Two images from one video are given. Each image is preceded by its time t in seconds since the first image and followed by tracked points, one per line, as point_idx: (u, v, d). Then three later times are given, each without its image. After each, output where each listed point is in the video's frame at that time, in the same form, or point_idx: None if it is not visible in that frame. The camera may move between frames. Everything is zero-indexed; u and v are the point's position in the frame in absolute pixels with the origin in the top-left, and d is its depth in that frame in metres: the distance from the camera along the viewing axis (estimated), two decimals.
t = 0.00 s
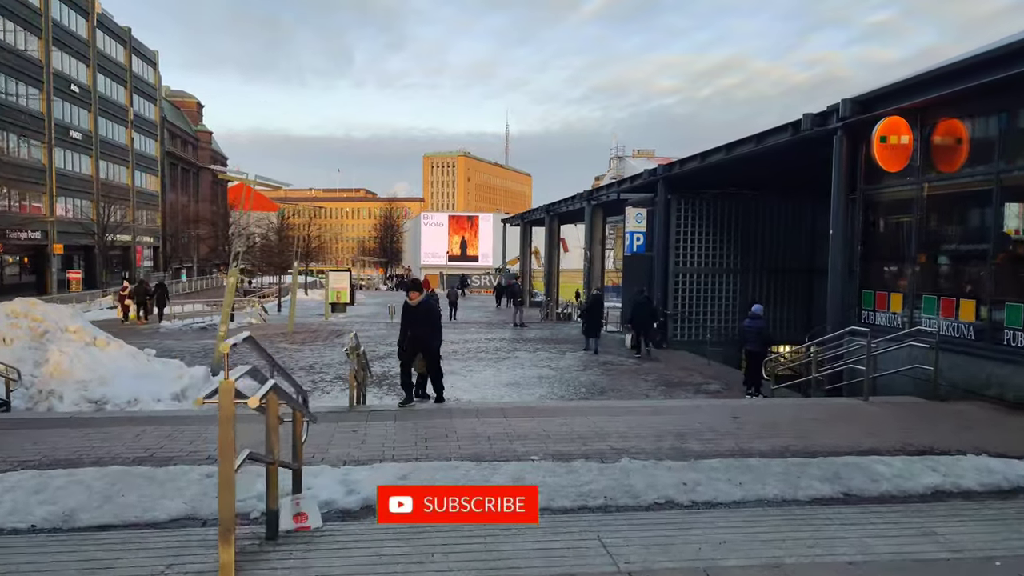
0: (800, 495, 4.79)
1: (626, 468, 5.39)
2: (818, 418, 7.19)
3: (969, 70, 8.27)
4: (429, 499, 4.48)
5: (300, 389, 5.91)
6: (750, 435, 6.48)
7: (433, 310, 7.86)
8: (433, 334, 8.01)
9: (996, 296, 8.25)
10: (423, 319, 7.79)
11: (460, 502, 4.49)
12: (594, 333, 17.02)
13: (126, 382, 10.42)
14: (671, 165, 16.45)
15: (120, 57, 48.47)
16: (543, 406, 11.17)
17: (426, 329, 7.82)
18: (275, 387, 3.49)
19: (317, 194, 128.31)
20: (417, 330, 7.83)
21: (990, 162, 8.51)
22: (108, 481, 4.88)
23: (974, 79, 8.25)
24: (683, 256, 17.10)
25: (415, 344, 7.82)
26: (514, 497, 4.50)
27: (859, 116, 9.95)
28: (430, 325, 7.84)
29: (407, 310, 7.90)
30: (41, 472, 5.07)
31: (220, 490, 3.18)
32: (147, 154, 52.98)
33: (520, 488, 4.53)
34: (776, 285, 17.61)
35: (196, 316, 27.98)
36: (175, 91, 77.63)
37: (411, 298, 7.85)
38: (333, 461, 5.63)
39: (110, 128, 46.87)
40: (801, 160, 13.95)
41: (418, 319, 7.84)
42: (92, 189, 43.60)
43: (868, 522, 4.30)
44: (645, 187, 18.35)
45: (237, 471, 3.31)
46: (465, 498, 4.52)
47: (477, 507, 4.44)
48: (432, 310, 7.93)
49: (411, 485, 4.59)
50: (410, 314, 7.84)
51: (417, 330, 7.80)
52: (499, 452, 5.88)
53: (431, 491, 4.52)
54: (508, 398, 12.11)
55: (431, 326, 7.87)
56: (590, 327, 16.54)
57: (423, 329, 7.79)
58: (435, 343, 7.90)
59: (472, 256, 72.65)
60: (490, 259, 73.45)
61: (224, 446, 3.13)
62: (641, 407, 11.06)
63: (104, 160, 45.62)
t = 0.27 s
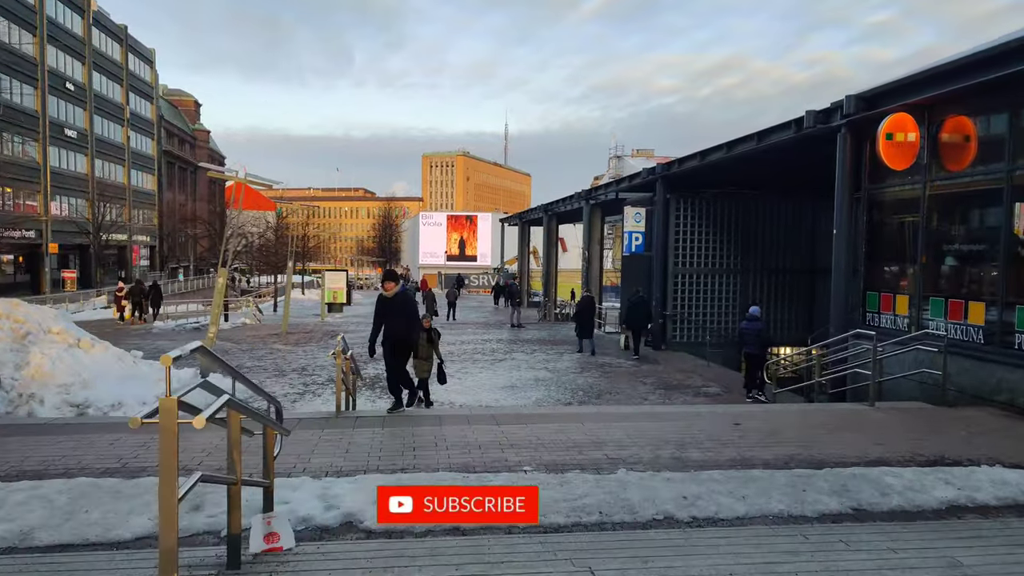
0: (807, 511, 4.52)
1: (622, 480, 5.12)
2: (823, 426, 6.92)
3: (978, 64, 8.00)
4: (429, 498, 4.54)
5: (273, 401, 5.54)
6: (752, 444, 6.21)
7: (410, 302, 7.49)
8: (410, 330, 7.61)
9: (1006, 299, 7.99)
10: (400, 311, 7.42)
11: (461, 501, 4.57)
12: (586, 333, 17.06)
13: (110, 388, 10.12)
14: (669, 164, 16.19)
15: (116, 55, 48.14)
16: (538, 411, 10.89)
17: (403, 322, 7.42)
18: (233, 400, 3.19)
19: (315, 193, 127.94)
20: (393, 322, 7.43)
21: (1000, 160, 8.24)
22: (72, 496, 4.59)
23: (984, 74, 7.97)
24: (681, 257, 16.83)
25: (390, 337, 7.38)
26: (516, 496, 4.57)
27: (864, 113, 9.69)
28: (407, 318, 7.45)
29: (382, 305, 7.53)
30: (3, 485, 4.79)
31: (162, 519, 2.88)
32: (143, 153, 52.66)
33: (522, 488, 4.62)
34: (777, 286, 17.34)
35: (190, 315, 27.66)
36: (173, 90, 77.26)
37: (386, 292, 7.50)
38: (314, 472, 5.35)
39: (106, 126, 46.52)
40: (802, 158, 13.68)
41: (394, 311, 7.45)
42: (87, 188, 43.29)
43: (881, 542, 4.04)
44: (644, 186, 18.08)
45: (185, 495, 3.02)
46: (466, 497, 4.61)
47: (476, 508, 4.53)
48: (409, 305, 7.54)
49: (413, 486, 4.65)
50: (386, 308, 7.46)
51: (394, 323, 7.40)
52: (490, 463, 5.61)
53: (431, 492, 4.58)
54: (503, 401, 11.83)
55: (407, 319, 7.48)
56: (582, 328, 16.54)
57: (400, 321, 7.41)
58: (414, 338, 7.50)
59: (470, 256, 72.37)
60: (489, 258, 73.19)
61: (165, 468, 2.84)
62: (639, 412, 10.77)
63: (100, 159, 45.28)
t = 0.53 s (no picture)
0: (819, 525, 4.24)
1: (621, 490, 4.83)
2: (830, 431, 6.63)
3: (991, 54, 7.71)
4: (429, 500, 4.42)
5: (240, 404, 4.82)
6: (757, 451, 5.92)
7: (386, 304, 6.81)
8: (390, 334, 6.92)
9: (1020, 297, 7.70)
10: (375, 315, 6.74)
11: (462, 502, 4.45)
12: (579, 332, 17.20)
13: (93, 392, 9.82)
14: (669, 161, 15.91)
15: (113, 52, 47.82)
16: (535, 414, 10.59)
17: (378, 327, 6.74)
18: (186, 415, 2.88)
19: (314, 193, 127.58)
20: (368, 327, 6.75)
21: (1012, 154, 7.96)
22: (35, 509, 4.31)
23: (997, 64, 7.68)
24: (682, 255, 16.57)
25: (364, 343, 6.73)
26: (515, 497, 4.49)
27: (871, 106, 9.40)
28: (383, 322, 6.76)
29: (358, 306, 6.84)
30: None
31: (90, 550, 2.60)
32: (140, 152, 52.33)
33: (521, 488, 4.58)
34: (780, 285, 17.06)
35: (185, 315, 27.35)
36: (171, 88, 76.91)
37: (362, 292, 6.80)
38: (296, 482, 5.05)
39: (103, 125, 46.18)
40: (806, 154, 13.39)
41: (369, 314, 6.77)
42: (84, 186, 43.00)
43: (899, 562, 3.76)
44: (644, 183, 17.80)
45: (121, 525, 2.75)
46: (466, 498, 4.50)
47: (477, 508, 4.41)
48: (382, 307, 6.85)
49: (413, 486, 4.56)
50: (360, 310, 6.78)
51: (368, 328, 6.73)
52: (481, 472, 5.32)
53: (431, 493, 4.48)
54: (500, 403, 11.53)
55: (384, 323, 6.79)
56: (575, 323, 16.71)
57: (376, 326, 6.72)
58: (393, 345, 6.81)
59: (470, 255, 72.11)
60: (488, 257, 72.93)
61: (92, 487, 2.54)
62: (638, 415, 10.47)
63: (96, 157, 44.97)
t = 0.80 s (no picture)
0: (828, 542, 3.96)
1: (617, 502, 4.55)
2: (836, 436, 6.35)
3: (1002, 44, 7.44)
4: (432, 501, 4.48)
5: (202, 418, 4.54)
6: (761, 459, 5.63)
7: (360, 303, 6.41)
8: (361, 335, 6.55)
9: None
10: (347, 315, 6.33)
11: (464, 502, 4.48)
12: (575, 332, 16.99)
13: (76, 394, 9.58)
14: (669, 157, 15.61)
15: (109, 49, 47.49)
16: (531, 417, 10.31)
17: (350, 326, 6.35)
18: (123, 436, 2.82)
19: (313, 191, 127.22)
20: (338, 327, 6.35)
21: None
22: None
23: (1008, 54, 7.41)
24: (682, 253, 16.28)
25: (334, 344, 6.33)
26: (516, 497, 4.51)
27: (877, 99, 9.13)
28: (355, 322, 6.36)
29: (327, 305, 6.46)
30: None
31: None
32: (137, 149, 52.03)
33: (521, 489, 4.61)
34: (781, 284, 16.79)
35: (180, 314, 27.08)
36: (168, 86, 76.49)
37: (333, 290, 6.43)
38: (274, 494, 4.76)
39: (99, 122, 45.87)
40: (808, 150, 13.09)
41: (340, 313, 6.36)
42: (79, 184, 42.72)
43: None
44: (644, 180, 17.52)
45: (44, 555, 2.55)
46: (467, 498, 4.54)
47: (477, 507, 4.41)
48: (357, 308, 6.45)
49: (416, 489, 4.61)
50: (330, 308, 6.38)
51: (339, 328, 6.33)
52: (469, 483, 5.04)
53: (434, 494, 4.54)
54: (495, 405, 11.25)
55: (356, 323, 6.40)
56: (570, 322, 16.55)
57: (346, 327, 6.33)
58: (364, 347, 6.43)
59: (469, 253, 71.78)
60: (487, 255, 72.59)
61: None
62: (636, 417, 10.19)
63: (92, 155, 44.66)
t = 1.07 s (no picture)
0: (840, 565, 3.68)
1: (612, 520, 4.27)
2: (843, 444, 6.07)
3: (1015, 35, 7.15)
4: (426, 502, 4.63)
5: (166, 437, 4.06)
6: (765, 471, 5.35)
7: (325, 311, 5.93)
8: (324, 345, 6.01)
9: None
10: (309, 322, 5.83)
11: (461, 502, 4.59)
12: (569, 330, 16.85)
13: (59, 397, 9.31)
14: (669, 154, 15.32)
15: (105, 46, 47.15)
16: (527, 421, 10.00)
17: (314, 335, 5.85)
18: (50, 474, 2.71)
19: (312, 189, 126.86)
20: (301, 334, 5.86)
21: None
22: None
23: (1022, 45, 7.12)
24: (682, 251, 16.01)
25: (296, 351, 5.84)
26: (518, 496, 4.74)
27: (884, 93, 8.83)
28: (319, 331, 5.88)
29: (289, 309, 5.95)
30: None
31: None
32: (134, 147, 51.73)
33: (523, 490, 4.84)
34: (783, 282, 16.52)
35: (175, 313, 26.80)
36: (167, 83, 76.13)
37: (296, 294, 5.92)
38: (247, 509, 4.47)
39: (95, 120, 45.55)
40: (811, 146, 12.81)
41: (304, 321, 5.87)
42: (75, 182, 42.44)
43: None
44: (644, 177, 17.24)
45: None
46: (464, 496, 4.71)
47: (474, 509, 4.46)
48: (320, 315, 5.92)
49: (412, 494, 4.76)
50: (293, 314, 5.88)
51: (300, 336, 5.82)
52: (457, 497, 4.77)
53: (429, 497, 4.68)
54: (491, 408, 10.96)
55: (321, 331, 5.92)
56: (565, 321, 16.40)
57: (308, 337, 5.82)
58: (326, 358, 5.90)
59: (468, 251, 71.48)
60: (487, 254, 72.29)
61: None
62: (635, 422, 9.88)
63: (88, 153, 44.35)
